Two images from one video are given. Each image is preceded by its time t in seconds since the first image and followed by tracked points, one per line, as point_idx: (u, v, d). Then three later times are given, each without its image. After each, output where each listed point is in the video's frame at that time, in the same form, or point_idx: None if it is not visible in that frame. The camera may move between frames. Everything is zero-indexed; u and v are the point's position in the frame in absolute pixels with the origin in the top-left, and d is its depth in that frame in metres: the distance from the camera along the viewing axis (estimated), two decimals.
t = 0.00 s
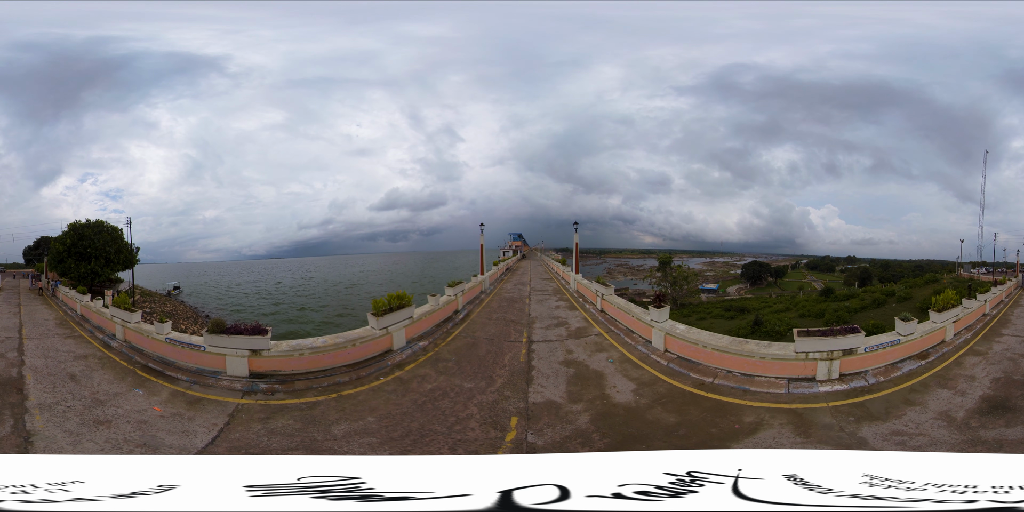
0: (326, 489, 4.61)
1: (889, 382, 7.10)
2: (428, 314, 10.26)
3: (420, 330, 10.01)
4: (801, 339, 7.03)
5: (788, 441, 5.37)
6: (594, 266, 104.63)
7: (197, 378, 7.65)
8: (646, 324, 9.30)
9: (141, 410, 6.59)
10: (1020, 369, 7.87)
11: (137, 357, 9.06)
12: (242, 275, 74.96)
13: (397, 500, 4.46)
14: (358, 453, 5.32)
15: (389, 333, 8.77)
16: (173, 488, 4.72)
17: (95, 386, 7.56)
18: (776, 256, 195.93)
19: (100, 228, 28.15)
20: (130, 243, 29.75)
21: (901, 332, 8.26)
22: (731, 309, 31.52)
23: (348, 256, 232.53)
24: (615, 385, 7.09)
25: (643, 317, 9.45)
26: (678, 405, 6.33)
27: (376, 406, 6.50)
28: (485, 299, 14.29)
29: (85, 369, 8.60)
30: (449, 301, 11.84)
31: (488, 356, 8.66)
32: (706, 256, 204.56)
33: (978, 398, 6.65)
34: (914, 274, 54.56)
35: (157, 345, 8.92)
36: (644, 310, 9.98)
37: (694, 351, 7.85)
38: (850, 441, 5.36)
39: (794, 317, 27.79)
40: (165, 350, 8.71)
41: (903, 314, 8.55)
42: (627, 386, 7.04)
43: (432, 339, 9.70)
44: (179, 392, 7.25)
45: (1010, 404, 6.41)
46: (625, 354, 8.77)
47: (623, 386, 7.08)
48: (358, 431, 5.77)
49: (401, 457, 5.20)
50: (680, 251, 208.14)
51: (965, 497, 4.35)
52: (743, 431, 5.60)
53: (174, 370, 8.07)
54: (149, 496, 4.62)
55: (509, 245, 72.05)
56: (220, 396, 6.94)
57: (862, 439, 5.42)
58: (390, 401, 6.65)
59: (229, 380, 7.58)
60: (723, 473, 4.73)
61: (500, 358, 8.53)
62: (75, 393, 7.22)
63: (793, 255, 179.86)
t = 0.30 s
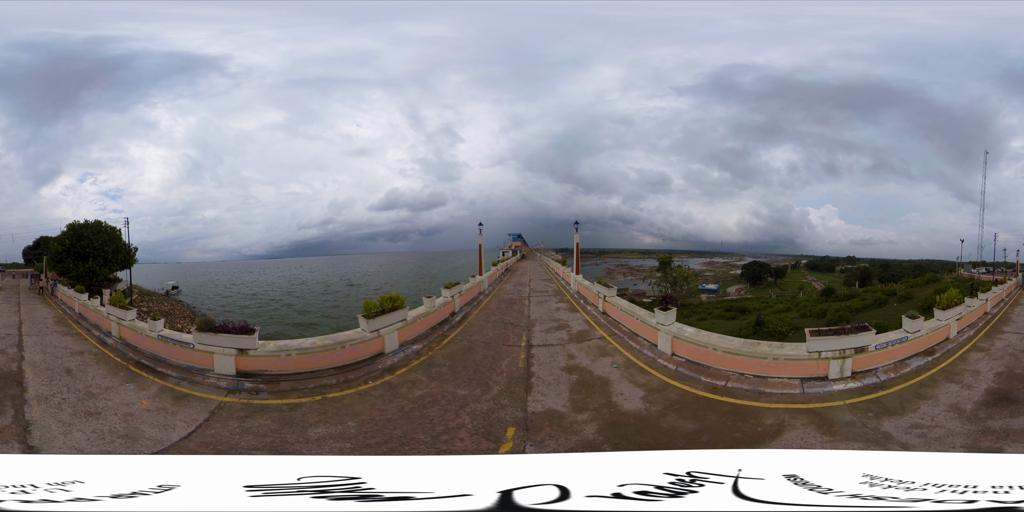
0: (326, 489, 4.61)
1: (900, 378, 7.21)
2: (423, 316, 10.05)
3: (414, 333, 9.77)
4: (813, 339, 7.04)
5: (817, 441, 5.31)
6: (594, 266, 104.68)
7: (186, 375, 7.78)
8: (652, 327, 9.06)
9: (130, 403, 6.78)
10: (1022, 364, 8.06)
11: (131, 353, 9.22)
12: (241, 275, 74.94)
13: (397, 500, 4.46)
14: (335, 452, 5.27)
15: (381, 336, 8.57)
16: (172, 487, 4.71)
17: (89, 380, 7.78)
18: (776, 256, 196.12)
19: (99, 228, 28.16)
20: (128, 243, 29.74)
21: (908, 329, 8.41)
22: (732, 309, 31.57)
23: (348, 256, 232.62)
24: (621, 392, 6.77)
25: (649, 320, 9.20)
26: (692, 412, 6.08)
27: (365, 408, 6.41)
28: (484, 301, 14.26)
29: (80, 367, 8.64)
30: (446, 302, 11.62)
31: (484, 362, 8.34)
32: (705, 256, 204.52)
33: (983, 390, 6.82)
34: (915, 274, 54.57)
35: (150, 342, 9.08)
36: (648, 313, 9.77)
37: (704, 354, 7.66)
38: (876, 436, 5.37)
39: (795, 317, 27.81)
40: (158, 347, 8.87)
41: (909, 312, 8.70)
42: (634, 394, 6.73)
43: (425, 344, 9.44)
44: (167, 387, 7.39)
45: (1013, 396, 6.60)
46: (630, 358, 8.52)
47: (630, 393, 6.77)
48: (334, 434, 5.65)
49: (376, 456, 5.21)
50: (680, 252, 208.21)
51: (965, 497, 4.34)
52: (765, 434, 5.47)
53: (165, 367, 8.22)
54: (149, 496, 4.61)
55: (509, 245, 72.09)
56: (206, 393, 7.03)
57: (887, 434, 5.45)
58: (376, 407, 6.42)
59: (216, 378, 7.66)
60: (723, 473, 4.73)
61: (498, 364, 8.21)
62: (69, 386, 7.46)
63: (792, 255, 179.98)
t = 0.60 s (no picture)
0: (326, 489, 4.61)
1: (910, 375, 7.34)
2: (417, 319, 9.70)
3: (408, 336, 9.44)
4: (826, 339, 7.02)
5: (845, 439, 5.33)
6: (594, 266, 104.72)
7: (176, 372, 7.88)
8: (657, 331, 8.66)
9: (121, 397, 6.98)
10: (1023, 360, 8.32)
11: (125, 350, 9.38)
12: (240, 275, 74.89)
13: (398, 500, 4.46)
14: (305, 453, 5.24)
15: (372, 339, 8.28)
16: (173, 488, 4.70)
17: (85, 375, 8.01)
18: (775, 256, 196.20)
19: (97, 229, 28.15)
20: (126, 243, 29.72)
21: (915, 327, 8.57)
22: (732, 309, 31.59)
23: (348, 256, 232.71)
24: (628, 400, 6.44)
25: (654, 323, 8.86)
26: (709, 418, 5.85)
27: (352, 410, 6.30)
28: (483, 302, 14.19)
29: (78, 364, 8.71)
30: (442, 304, 11.34)
31: (480, 368, 7.94)
32: (706, 256, 204.50)
33: (988, 385, 7.11)
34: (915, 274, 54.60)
35: (144, 340, 9.21)
36: (653, 316, 9.44)
37: (714, 358, 7.38)
38: (900, 431, 5.49)
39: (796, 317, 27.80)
40: (151, 344, 8.98)
41: (917, 310, 8.82)
42: (643, 402, 6.38)
43: (419, 348, 9.08)
44: (157, 383, 7.55)
45: (1016, 389, 6.91)
46: (636, 362, 8.16)
47: (638, 400, 6.42)
48: (307, 437, 5.57)
49: (351, 456, 5.21)
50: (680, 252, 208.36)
51: (965, 496, 4.35)
52: (792, 435, 5.41)
53: (157, 364, 8.35)
54: (149, 496, 4.60)
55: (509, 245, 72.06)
56: (193, 390, 7.13)
57: (909, 428, 5.59)
58: (361, 412, 6.24)
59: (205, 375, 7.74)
60: (723, 473, 4.72)
61: (495, 370, 7.81)
62: (66, 381, 7.70)
63: (792, 255, 180.05)
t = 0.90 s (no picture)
0: (327, 489, 4.61)
1: (921, 372, 7.46)
2: (410, 322, 9.39)
3: (402, 339, 9.16)
4: (838, 337, 7.03)
5: (870, 435, 5.39)
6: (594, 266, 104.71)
7: (167, 368, 7.99)
8: (664, 334, 8.42)
9: (113, 391, 7.20)
10: None
11: (120, 347, 9.52)
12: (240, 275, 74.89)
13: (397, 500, 4.45)
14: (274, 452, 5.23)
15: (362, 342, 8.09)
16: (172, 487, 4.70)
17: (81, 370, 8.26)
18: (775, 256, 196.26)
19: (96, 229, 28.17)
20: (124, 244, 29.71)
21: (921, 324, 8.71)
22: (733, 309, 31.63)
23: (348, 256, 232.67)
24: (637, 407, 6.23)
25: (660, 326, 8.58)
26: (728, 423, 5.72)
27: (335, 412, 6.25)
28: (481, 305, 13.92)
29: (75, 363, 8.74)
30: (438, 307, 11.06)
31: (476, 374, 7.66)
32: (706, 256, 204.50)
33: (992, 379, 7.36)
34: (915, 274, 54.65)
35: (138, 337, 9.34)
36: (659, 319, 9.16)
37: (727, 360, 7.22)
38: (918, 424, 5.64)
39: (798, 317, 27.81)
40: (144, 342, 9.10)
41: (922, 308, 8.94)
42: (655, 409, 6.18)
43: (412, 350, 8.82)
44: (148, 379, 7.71)
45: (1019, 383, 7.15)
46: (643, 367, 7.86)
47: (650, 408, 6.21)
48: (278, 438, 5.54)
49: (329, 457, 5.19)
50: (679, 252, 208.34)
51: (965, 496, 4.34)
52: (819, 434, 5.43)
53: (149, 361, 8.48)
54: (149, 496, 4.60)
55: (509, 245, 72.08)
56: (181, 386, 7.24)
57: (926, 420, 5.76)
58: (343, 415, 6.17)
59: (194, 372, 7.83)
60: (723, 473, 4.72)
61: (491, 377, 7.50)
62: (63, 375, 7.95)
63: (792, 255, 180.10)
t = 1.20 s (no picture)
0: (326, 489, 4.61)
1: (928, 367, 7.64)
2: (404, 325, 9.10)
3: (394, 343, 8.86)
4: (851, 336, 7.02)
5: (893, 429, 5.50)
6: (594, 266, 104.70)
7: (158, 365, 8.16)
8: (672, 338, 8.16)
9: (105, 384, 7.44)
10: None
11: (115, 344, 9.69)
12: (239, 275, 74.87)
13: (397, 500, 4.46)
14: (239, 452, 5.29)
15: (351, 346, 7.89)
16: (172, 488, 4.70)
17: (77, 365, 8.48)
18: (775, 256, 196.29)
19: (94, 230, 28.16)
20: (123, 244, 29.73)
21: (927, 322, 8.79)
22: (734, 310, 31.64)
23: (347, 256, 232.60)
24: (650, 415, 5.99)
25: (668, 330, 8.31)
26: (751, 426, 5.61)
27: (317, 415, 6.17)
28: (479, 307, 13.58)
29: (70, 362, 8.73)
30: (433, 309, 10.74)
31: (471, 381, 7.34)
32: (705, 255, 204.50)
33: (996, 373, 7.55)
34: (916, 274, 54.63)
35: (132, 334, 9.50)
36: (666, 322, 8.87)
37: (740, 363, 7.08)
38: (934, 417, 5.80)
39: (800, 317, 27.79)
40: (138, 339, 9.26)
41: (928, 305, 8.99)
42: (671, 418, 5.93)
43: (405, 355, 8.59)
44: (139, 374, 7.92)
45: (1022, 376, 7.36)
46: (651, 373, 7.56)
47: (664, 416, 5.96)
48: (248, 438, 5.58)
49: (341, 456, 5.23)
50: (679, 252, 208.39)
51: (965, 497, 4.34)
52: (846, 432, 5.46)
53: (141, 358, 8.65)
54: (149, 496, 4.60)
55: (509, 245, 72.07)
56: (170, 382, 7.41)
57: (940, 413, 5.91)
58: (320, 417, 6.10)
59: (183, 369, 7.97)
60: (723, 473, 4.72)
61: (487, 385, 7.15)
62: (60, 369, 8.20)
63: (792, 255, 180.14)
